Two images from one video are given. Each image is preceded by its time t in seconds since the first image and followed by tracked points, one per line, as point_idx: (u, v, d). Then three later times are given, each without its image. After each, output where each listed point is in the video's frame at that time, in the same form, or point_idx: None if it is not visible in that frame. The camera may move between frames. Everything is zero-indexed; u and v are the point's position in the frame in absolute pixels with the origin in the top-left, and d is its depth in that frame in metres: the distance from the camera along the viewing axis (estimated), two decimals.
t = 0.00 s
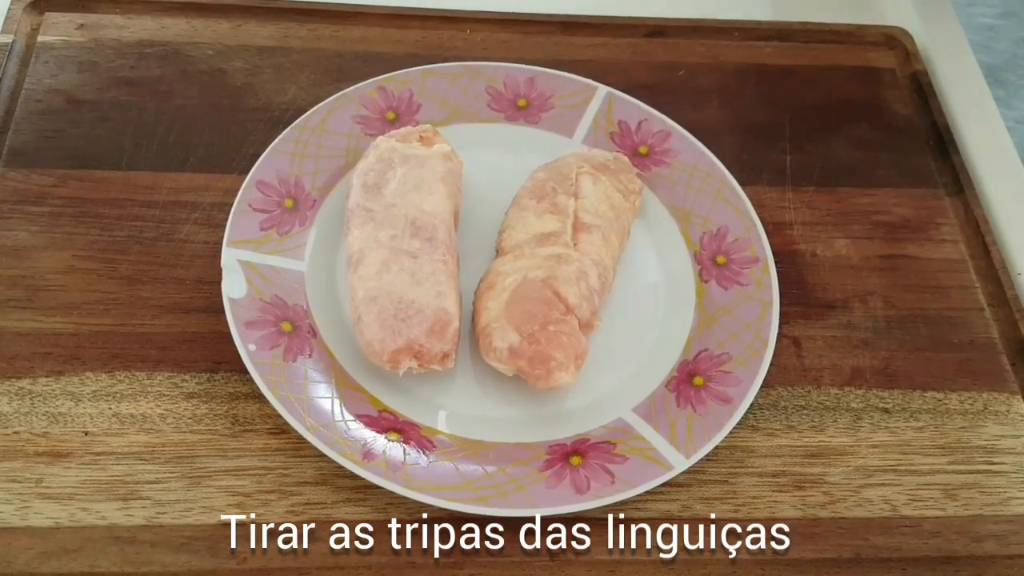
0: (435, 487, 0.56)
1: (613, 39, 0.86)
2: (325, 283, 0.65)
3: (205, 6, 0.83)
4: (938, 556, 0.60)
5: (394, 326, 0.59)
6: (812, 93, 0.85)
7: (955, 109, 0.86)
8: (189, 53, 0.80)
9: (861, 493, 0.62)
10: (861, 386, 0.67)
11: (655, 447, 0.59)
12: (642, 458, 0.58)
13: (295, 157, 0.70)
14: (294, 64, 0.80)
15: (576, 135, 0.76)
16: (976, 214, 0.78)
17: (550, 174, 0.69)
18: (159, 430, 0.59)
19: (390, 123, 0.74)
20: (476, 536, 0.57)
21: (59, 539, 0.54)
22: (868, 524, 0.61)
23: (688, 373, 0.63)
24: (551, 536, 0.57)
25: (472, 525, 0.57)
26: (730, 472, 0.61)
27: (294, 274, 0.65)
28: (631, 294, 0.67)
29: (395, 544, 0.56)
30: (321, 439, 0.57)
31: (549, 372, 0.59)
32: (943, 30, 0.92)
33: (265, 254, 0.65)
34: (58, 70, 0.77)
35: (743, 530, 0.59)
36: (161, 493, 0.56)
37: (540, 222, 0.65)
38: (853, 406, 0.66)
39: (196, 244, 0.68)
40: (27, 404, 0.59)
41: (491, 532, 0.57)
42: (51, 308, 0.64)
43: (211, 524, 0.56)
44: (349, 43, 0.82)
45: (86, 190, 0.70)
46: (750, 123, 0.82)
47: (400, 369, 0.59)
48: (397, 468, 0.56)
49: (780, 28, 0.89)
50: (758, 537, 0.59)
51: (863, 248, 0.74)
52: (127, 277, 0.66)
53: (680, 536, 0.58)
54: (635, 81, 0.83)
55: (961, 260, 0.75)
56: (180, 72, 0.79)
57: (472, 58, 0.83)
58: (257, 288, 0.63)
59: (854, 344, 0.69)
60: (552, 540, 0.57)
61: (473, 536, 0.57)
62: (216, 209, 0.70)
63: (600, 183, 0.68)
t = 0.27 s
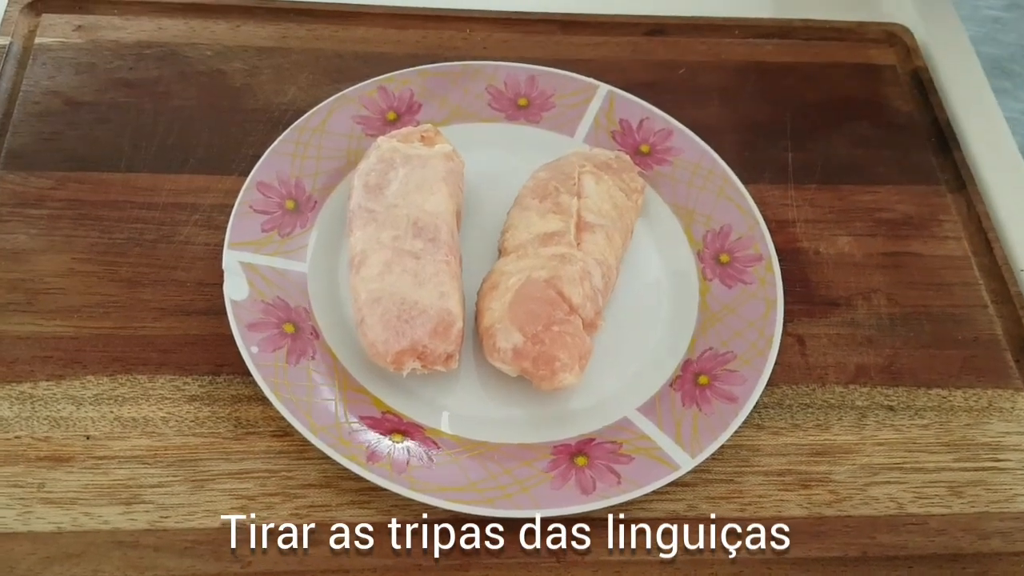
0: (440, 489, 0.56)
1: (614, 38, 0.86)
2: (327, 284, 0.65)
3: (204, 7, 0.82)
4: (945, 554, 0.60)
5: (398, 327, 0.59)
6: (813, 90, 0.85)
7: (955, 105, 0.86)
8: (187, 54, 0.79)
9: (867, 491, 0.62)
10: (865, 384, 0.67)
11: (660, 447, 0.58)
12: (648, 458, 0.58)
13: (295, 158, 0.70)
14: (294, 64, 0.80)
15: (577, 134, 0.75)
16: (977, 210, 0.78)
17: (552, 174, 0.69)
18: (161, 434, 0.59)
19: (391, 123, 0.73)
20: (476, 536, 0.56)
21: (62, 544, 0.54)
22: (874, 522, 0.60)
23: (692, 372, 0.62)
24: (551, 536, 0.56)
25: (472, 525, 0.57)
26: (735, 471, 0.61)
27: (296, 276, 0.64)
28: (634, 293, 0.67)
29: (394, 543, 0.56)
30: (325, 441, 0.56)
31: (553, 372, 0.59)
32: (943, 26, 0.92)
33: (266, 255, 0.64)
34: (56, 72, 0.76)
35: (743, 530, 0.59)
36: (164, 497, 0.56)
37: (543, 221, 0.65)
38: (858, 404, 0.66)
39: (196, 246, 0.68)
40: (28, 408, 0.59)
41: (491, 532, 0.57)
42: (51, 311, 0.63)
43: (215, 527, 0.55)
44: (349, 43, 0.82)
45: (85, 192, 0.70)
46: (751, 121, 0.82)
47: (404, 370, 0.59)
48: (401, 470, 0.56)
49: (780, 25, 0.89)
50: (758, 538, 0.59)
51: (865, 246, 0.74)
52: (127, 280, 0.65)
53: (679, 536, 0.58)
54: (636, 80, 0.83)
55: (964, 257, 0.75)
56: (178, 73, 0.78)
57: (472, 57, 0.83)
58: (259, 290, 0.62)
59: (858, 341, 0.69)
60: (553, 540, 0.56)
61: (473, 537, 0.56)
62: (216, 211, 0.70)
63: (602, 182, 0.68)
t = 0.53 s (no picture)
0: (457, 501, 0.55)
1: (618, 33, 0.85)
2: (336, 292, 0.64)
3: (201, 4, 0.80)
4: (963, 557, 0.59)
5: (411, 337, 0.58)
6: (820, 86, 0.84)
7: (963, 100, 0.85)
8: (186, 53, 0.78)
9: (885, 495, 0.61)
10: (880, 386, 0.66)
11: (678, 455, 0.57)
12: (666, 466, 0.57)
13: (300, 161, 0.68)
14: (294, 63, 0.78)
15: (585, 133, 0.74)
16: (988, 207, 0.77)
17: (562, 175, 0.68)
18: (171, 447, 0.57)
19: (396, 124, 0.72)
20: (476, 537, 0.56)
21: (72, 562, 0.52)
22: (892, 527, 0.60)
23: (708, 377, 0.61)
24: (551, 536, 0.56)
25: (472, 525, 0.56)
26: (752, 477, 0.60)
27: (304, 282, 0.63)
28: (647, 296, 0.66)
29: (394, 543, 0.55)
30: (338, 453, 0.55)
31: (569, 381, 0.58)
32: (949, 19, 0.91)
33: (274, 262, 0.63)
34: (51, 73, 0.75)
35: (743, 530, 0.58)
36: (175, 512, 0.55)
37: (555, 225, 0.64)
38: (873, 407, 0.65)
39: (201, 252, 0.67)
40: (33, 422, 0.57)
41: (490, 532, 0.56)
42: (54, 321, 0.62)
43: (228, 542, 0.54)
44: (350, 41, 0.81)
45: (85, 197, 0.68)
46: (759, 119, 0.81)
47: (417, 379, 0.58)
48: (417, 482, 0.55)
49: (786, 19, 0.88)
50: (757, 538, 0.58)
51: (877, 245, 0.74)
52: (131, 288, 0.64)
53: (682, 538, 0.57)
54: (642, 77, 0.82)
55: (975, 254, 0.74)
56: (177, 73, 0.76)
57: (476, 54, 0.82)
58: (267, 298, 0.61)
59: (871, 342, 0.68)
60: (552, 540, 0.56)
61: (473, 536, 0.56)
62: (220, 216, 0.69)
63: (613, 184, 0.67)
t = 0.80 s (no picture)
0: (455, 500, 0.55)
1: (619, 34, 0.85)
2: (335, 291, 0.64)
3: (202, 5, 0.81)
4: (961, 557, 0.59)
5: (410, 335, 0.58)
6: (820, 87, 0.84)
7: (962, 101, 0.84)
8: (186, 53, 0.78)
9: (883, 495, 0.61)
10: (878, 386, 0.66)
11: (676, 454, 0.57)
12: (664, 466, 0.57)
13: (300, 161, 0.68)
14: (295, 63, 0.79)
15: (584, 134, 0.74)
16: (987, 208, 0.77)
17: (562, 174, 0.68)
18: (170, 445, 0.57)
19: (397, 124, 0.72)
20: (475, 536, 0.56)
21: (71, 559, 0.53)
22: (891, 526, 0.60)
23: (707, 377, 0.61)
24: (550, 536, 0.56)
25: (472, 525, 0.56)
26: (751, 476, 0.61)
27: (303, 281, 0.63)
28: (646, 296, 0.66)
29: (394, 543, 0.55)
30: (337, 452, 0.56)
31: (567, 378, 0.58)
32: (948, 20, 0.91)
33: (274, 261, 0.63)
34: (53, 73, 0.75)
35: (745, 531, 0.58)
36: (174, 510, 0.55)
37: (555, 225, 0.64)
38: (872, 407, 0.65)
39: (201, 251, 0.67)
40: (33, 420, 0.58)
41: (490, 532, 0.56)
42: (54, 319, 0.62)
43: (227, 540, 0.54)
44: (350, 41, 0.81)
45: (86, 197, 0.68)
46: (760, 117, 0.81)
47: (416, 378, 0.58)
48: (416, 480, 0.55)
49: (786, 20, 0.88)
50: (757, 537, 0.58)
51: (876, 245, 0.74)
52: (131, 287, 0.64)
53: (682, 538, 0.57)
54: (642, 78, 0.82)
55: (974, 255, 0.74)
56: (178, 73, 0.77)
57: (476, 55, 0.82)
58: (267, 297, 0.61)
59: (870, 343, 0.68)
60: (552, 540, 0.56)
61: (473, 536, 0.55)
62: (220, 215, 0.69)
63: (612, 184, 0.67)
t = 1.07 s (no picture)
0: (458, 499, 0.54)
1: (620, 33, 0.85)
2: (336, 290, 0.64)
3: (201, 4, 0.80)
4: (964, 556, 0.59)
5: (412, 333, 0.58)
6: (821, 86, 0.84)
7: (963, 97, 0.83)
8: (186, 52, 0.78)
9: (886, 494, 0.61)
10: (881, 385, 0.66)
11: (680, 453, 0.57)
12: (668, 465, 0.56)
13: (301, 160, 0.68)
14: (295, 62, 0.78)
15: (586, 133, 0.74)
16: (988, 208, 0.77)
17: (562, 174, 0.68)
18: (171, 445, 0.57)
19: (397, 123, 0.72)
20: (476, 536, 0.56)
21: (71, 559, 0.52)
22: (893, 525, 0.60)
23: (710, 376, 0.61)
24: (551, 536, 0.56)
25: (472, 525, 0.56)
26: (754, 475, 0.60)
27: (304, 280, 0.63)
28: (646, 294, 0.66)
29: (394, 544, 0.55)
30: (339, 451, 0.55)
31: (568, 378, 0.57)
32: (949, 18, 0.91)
33: (275, 260, 0.63)
34: (52, 72, 0.75)
35: (745, 531, 0.58)
36: (175, 509, 0.55)
37: (556, 224, 0.65)
38: (875, 406, 0.65)
39: (201, 250, 0.67)
40: (33, 420, 0.57)
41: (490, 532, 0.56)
42: (54, 319, 0.62)
43: (229, 540, 0.54)
44: (351, 41, 0.80)
45: (85, 196, 0.68)
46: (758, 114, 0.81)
47: (417, 377, 0.57)
48: (418, 480, 0.55)
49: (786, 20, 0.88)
50: (758, 538, 0.58)
51: (877, 244, 0.74)
52: (131, 286, 0.64)
53: (682, 538, 0.57)
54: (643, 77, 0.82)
55: (975, 254, 0.74)
56: (177, 72, 0.76)
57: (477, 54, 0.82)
58: (268, 297, 0.61)
59: (872, 342, 0.68)
60: (552, 540, 0.56)
61: (473, 536, 0.55)
62: (221, 214, 0.69)
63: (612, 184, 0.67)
